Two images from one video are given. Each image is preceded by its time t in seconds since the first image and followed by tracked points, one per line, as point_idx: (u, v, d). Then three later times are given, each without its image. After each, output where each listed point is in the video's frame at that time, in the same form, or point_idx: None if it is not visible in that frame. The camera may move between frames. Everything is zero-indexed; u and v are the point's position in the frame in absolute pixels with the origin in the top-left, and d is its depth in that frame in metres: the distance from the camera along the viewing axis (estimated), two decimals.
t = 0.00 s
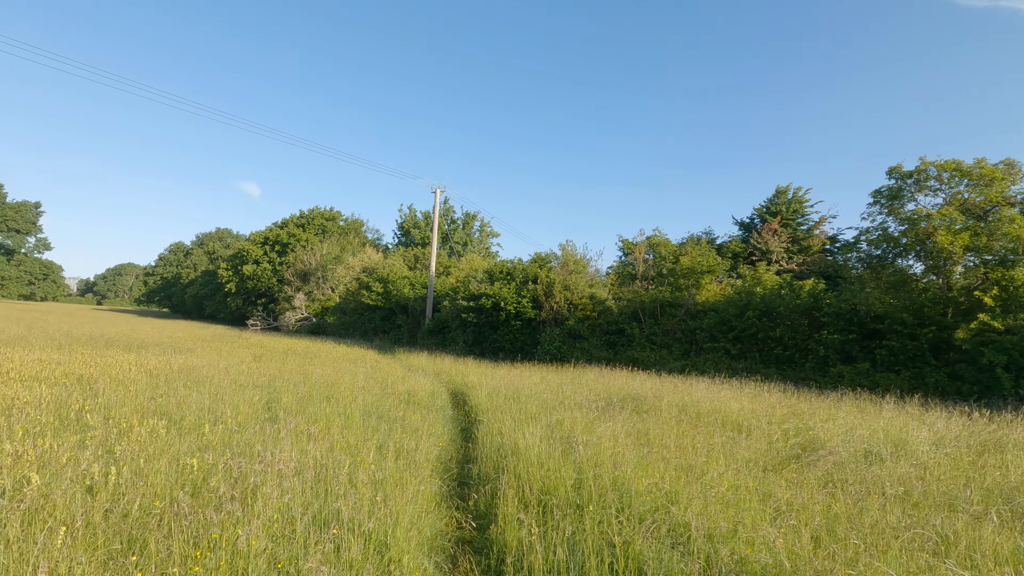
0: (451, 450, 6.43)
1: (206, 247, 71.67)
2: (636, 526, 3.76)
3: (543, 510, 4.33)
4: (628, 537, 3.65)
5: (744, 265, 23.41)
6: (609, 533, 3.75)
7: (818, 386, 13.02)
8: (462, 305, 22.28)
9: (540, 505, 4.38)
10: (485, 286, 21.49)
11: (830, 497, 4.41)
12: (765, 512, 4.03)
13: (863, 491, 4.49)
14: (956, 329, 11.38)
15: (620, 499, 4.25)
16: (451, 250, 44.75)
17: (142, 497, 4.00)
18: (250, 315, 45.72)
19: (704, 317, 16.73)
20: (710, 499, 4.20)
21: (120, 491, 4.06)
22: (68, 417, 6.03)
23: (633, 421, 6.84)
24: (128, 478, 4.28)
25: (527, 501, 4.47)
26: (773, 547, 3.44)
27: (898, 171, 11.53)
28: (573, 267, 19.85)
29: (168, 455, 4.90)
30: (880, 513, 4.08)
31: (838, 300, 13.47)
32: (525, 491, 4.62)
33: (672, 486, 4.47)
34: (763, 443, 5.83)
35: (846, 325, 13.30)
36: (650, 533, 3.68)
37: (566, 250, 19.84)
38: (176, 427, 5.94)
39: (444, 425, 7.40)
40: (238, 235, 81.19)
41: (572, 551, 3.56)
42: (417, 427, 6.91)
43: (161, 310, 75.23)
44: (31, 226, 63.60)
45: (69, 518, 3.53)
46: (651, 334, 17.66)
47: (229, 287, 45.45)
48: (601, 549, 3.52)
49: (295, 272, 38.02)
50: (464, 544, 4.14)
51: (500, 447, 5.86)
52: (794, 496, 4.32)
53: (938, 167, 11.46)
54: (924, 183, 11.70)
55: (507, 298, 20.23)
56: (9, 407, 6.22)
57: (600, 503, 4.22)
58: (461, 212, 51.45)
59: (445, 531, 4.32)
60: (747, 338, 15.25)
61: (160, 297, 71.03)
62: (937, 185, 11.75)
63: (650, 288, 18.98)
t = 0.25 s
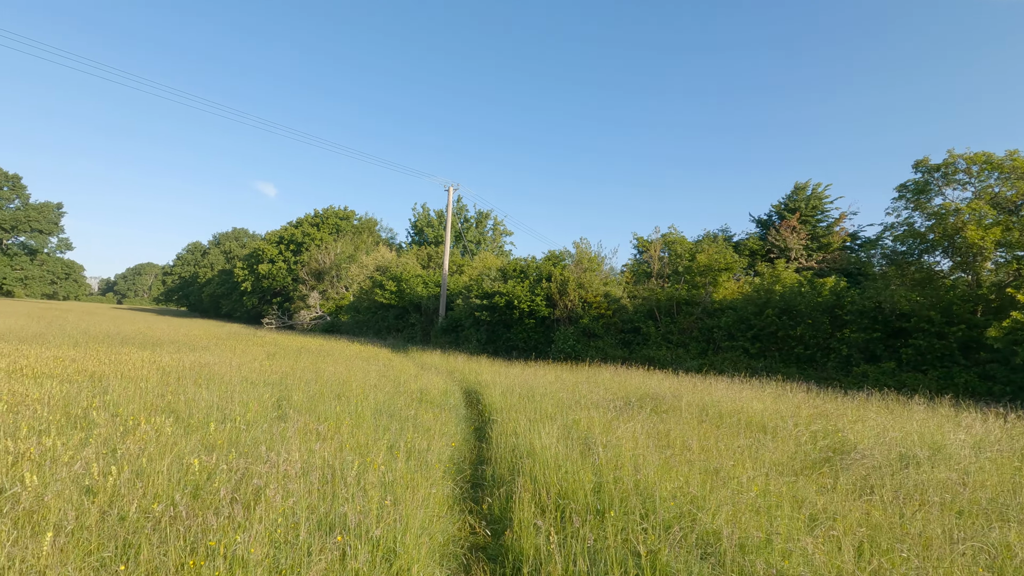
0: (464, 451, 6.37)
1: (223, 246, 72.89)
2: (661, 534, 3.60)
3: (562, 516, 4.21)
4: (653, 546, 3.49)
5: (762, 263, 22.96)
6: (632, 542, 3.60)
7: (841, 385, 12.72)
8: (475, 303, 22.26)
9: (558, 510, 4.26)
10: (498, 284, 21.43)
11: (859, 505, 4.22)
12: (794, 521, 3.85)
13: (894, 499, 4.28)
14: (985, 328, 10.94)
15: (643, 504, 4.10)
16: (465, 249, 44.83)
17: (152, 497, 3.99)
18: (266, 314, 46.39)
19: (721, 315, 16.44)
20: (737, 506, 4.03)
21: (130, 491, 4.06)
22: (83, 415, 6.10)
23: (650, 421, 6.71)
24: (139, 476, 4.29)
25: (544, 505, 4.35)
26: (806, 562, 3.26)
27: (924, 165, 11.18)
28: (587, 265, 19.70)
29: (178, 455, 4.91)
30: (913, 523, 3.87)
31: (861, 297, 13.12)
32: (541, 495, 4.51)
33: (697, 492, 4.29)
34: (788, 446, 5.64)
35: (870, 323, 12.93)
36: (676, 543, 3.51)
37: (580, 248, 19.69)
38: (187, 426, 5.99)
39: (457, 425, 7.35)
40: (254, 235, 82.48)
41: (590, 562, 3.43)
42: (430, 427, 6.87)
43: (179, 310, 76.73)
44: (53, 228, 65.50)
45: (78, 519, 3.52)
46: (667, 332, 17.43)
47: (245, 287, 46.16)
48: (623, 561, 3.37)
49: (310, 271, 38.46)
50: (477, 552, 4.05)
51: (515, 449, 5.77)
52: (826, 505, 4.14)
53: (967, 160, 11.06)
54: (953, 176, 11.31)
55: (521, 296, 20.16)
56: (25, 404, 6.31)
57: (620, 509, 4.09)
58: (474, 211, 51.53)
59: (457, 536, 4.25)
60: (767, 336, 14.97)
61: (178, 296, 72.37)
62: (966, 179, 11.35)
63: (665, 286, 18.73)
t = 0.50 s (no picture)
0: (470, 459, 6.26)
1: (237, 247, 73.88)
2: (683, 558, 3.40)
3: (573, 532, 4.05)
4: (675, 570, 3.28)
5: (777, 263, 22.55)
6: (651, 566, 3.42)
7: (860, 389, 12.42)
8: (485, 304, 22.20)
9: (569, 526, 4.12)
10: (508, 285, 21.34)
11: (884, 522, 4.02)
12: (819, 542, 3.64)
13: (923, 516, 4.07)
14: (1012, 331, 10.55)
15: (661, 521, 3.93)
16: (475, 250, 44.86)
17: (152, 504, 3.94)
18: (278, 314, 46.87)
19: (736, 316, 16.15)
20: (761, 524, 3.84)
21: (130, 498, 4.01)
22: (89, 418, 6.11)
23: (663, 428, 6.55)
24: (138, 482, 4.23)
25: (554, 520, 4.20)
26: None
27: (948, 161, 10.85)
28: (598, 265, 19.53)
29: (180, 462, 4.86)
30: (942, 544, 3.67)
31: (881, 298, 12.79)
32: (550, 509, 4.36)
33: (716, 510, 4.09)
34: (808, 457, 5.43)
35: (890, 325, 12.57)
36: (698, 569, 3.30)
37: (591, 249, 19.53)
38: (189, 431, 5.97)
39: (464, 430, 7.26)
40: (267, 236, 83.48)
41: None
42: (436, 432, 6.78)
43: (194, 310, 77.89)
44: (69, 228, 66.81)
45: (77, 526, 3.48)
46: (680, 334, 17.19)
47: (257, 287, 46.69)
48: None
49: (321, 272, 38.78)
50: (482, 568, 3.85)
51: (524, 458, 5.64)
52: (851, 524, 3.94)
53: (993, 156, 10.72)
54: (977, 173, 10.97)
55: (531, 297, 20.05)
56: (34, 407, 6.35)
57: (635, 525, 3.94)
58: (485, 212, 51.56)
59: (460, 549, 4.09)
60: (783, 338, 14.69)
61: (192, 297, 73.43)
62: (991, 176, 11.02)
63: (677, 286, 18.48)
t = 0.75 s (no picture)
0: (478, 465, 6.16)
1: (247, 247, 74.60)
2: None
3: (587, 546, 3.91)
4: None
5: (790, 261, 22.15)
6: None
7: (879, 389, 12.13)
8: (494, 303, 22.14)
9: (582, 539, 3.98)
10: (517, 284, 21.26)
11: (915, 539, 3.83)
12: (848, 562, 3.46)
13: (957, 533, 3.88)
14: None
15: (681, 536, 3.76)
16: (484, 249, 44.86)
17: (141, 513, 3.84)
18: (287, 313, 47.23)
19: (749, 315, 15.89)
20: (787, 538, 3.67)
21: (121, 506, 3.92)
22: (96, 421, 6.10)
23: (678, 432, 6.40)
24: (128, 489, 4.15)
25: (567, 533, 4.06)
26: None
27: (971, 156, 10.55)
28: (607, 264, 19.38)
29: (184, 469, 4.80)
30: (977, 565, 3.46)
31: (900, 296, 12.49)
32: (562, 522, 4.22)
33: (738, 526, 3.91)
34: (829, 465, 5.23)
35: (910, 324, 12.23)
36: None
37: (601, 247, 19.38)
38: (185, 433, 5.95)
39: (472, 433, 7.17)
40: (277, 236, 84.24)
41: None
42: (443, 436, 6.70)
43: (205, 309, 78.71)
44: (82, 228, 67.75)
45: (72, 537, 3.41)
46: (692, 333, 16.97)
47: (267, 287, 47.09)
48: None
49: (331, 271, 38.97)
50: None
51: (536, 465, 5.53)
52: (881, 542, 3.76)
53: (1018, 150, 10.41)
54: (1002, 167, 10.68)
55: (540, 296, 19.96)
56: (42, 410, 6.35)
57: (654, 540, 3.78)
58: (494, 211, 51.54)
59: (466, 563, 3.97)
60: (798, 337, 14.44)
61: (204, 297, 74.27)
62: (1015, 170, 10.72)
63: (688, 285, 18.26)
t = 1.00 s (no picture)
0: (491, 469, 6.08)
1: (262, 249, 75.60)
2: None
3: (610, 559, 3.77)
4: None
5: (808, 260, 21.72)
6: None
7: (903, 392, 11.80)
8: (505, 304, 22.07)
9: (604, 551, 3.84)
10: (529, 284, 21.15)
11: (958, 557, 3.63)
12: None
13: (1002, 551, 3.67)
14: None
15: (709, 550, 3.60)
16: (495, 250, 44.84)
17: (140, 521, 3.81)
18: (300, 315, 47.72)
19: (767, 316, 15.58)
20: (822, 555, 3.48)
21: (123, 513, 3.90)
22: (106, 423, 6.14)
23: (699, 437, 6.23)
24: (129, 494, 4.14)
25: (586, 544, 3.94)
26: None
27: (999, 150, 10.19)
28: (621, 264, 19.19)
29: (186, 473, 4.78)
30: None
31: (925, 296, 12.12)
32: (581, 532, 4.11)
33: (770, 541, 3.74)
34: (859, 473, 5.02)
35: (937, 325, 11.85)
36: None
37: (615, 247, 19.20)
38: (188, 434, 5.98)
39: (485, 436, 7.09)
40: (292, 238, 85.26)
41: None
42: (455, 438, 6.63)
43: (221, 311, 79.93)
44: (99, 233, 69.29)
45: (70, 544, 3.39)
46: (707, 335, 16.69)
47: (280, 288, 47.64)
48: None
49: (343, 273, 39.28)
50: None
51: (550, 471, 5.42)
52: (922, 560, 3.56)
53: None
54: None
55: (552, 297, 19.83)
56: (53, 411, 6.42)
57: (682, 553, 3.61)
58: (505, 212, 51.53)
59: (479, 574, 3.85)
60: (818, 339, 14.13)
61: (219, 298, 75.40)
62: None
63: (703, 285, 17.98)
